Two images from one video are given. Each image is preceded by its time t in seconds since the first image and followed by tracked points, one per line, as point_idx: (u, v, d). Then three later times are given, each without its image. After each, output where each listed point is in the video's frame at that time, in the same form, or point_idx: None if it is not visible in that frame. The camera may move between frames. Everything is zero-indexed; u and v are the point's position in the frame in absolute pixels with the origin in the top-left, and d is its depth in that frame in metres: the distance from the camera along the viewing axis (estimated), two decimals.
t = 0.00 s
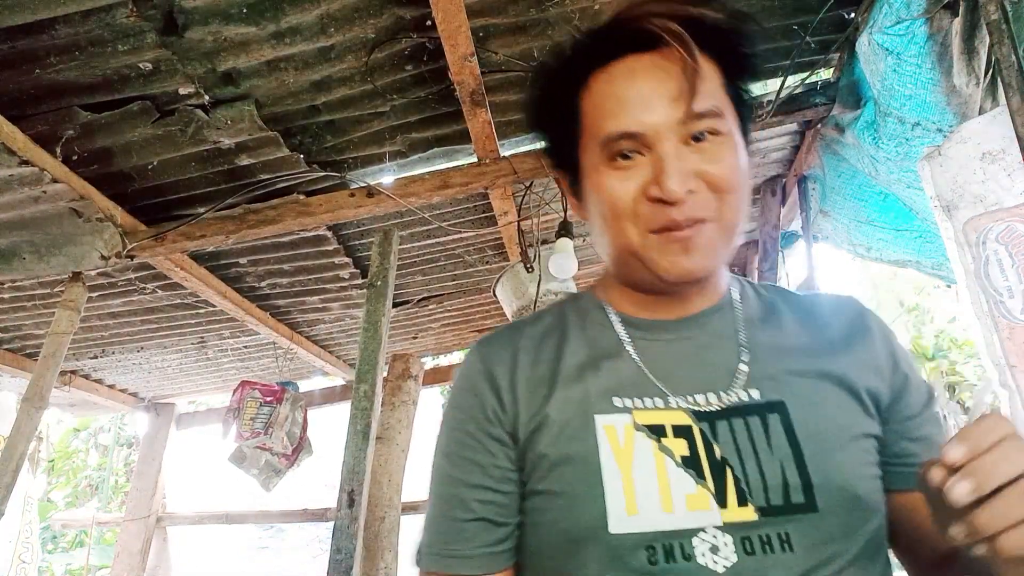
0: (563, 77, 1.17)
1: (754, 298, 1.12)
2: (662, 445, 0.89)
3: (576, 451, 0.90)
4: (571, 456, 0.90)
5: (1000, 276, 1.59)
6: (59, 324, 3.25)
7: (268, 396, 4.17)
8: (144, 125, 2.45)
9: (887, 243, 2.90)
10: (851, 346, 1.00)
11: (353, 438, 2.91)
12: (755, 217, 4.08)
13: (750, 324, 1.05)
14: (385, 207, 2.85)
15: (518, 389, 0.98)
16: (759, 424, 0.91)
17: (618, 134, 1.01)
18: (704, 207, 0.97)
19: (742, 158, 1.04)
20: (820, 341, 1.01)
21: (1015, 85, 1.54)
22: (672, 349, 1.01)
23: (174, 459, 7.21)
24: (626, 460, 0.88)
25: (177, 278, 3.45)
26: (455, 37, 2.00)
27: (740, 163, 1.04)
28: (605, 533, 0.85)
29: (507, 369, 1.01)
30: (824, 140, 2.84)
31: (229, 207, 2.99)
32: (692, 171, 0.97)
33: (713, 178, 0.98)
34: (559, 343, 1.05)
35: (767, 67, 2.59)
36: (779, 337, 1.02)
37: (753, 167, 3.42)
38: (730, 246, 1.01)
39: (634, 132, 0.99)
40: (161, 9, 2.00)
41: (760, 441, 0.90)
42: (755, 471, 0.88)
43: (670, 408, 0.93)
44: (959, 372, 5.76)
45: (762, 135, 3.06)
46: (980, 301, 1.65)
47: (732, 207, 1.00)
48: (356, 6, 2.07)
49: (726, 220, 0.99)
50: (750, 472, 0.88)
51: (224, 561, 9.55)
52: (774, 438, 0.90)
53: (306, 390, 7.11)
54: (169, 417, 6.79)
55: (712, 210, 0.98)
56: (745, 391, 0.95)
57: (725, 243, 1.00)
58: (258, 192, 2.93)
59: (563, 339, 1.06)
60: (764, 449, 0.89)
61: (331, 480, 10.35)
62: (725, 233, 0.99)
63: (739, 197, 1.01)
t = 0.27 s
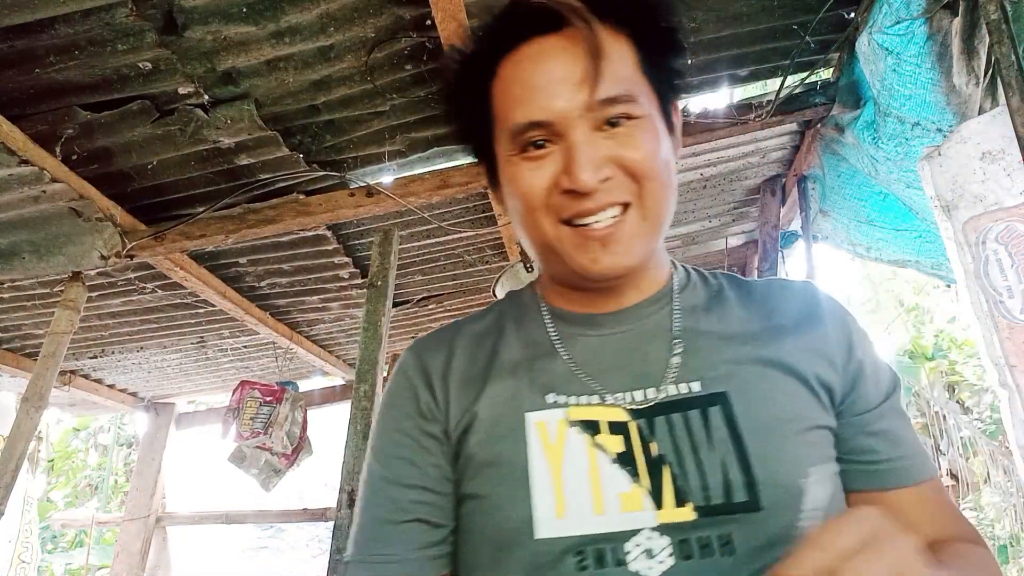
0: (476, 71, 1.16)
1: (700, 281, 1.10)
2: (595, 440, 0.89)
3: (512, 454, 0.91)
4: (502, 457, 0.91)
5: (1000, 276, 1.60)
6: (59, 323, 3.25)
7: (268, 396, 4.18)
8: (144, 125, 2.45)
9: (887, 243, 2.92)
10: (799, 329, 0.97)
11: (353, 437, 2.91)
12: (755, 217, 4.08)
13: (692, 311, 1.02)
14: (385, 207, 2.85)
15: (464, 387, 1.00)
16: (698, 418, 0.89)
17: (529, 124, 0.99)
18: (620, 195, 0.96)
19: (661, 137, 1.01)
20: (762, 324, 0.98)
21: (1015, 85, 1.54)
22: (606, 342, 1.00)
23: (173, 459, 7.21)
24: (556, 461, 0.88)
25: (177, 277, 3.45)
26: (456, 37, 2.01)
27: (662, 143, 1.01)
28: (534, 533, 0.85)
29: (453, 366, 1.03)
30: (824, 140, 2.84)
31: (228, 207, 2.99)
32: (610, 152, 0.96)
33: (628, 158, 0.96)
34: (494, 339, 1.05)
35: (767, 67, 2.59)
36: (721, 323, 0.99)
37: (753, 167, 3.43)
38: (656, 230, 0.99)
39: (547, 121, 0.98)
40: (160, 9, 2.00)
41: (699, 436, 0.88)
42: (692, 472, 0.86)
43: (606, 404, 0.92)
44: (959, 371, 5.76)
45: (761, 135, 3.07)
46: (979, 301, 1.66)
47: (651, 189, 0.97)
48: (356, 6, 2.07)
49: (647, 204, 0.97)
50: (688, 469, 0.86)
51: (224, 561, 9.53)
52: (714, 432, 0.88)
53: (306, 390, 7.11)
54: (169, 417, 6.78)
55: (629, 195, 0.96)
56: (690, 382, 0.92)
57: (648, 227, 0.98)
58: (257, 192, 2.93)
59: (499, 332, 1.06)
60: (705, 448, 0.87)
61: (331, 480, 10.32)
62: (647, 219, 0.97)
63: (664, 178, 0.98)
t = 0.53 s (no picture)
0: (465, 65, 1.19)
1: (719, 263, 1.01)
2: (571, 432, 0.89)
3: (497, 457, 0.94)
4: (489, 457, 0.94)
5: (1000, 276, 1.60)
6: (59, 324, 3.25)
7: (268, 396, 4.17)
8: (144, 125, 2.45)
9: (887, 243, 2.93)
10: (810, 308, 0.87)
11: (353, 438, 2.91)
12: (755, 217, 4.08)
13: (697, 294, 0.96)
14: (384, 207, 2.85)
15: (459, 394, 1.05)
16: (675, 406, 0.85)
17: (508, 126, 0.99)
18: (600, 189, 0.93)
19: (646, 118, 0.96)
20: (768, 305, 0.90)
21: (1015, 85, 1.54)
22: (601, 332, 0.97)
23: (173, 459, 7.20)
24: (530, 454, 0.89)
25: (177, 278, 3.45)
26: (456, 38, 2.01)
27: (651, 128, 0.96)
28: (499, 526, 0.88)
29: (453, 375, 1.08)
30: (824, 140, 2.84)
31: (228, 207, 2.99)
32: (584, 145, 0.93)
33: (601, 151, 0.92)
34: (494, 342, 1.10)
35: (766, 67, 2.59)
36: (723, 306, 0.93)
37: (753, 167, 3.43)
38: (647, 220, 0.94)
39: (520, 122, 0.97)
40: (160, 9, 2.00)
41: (675, 426, 0.84)
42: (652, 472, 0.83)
43: (589, 396, 0.91)
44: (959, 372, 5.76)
45: (762, 135, 3.07)
46: (979, 301, 1.66)
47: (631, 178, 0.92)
48: (356, 6, 2.07)
49: (631, 195, 0.92)
50: (659, 463, 0.83)
51: (224, 561, 9.53)
52: (691, 421, 0.84)
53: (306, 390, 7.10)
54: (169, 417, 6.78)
55: (608, 187, 0.93)
56: (673, 371, 0.88)
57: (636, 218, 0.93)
58: (257, 192, 2.94)
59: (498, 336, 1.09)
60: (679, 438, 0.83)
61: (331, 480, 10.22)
62: (635, 209, 0.93)
63: (647, 162, 0.93)
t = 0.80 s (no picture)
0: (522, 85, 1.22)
1: (800, 220, 0.85)
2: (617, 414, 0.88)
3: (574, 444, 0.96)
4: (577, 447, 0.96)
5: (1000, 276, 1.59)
6: (59, 323, 3.25)
7: (268, 396, 4.17)
8: (144, 125, 2.45)
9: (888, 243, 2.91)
10: (846, 277, 0.72)
11: (353, 438, 2.91)
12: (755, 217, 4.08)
13: (754, 264, 0.83)
14: (385, 207, 2.85)
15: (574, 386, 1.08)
16: (693, 390, 0.80)
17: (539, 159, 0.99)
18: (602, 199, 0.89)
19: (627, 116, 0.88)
20: (815, 274, 0.76)
21: (1016, 85, 1.54)
22: (664, 314, 0.92)
23: (173, 459, 7.20)
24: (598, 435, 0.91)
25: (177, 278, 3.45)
26: (455, 38, 2.01)
27: (635, 124, 0.87)
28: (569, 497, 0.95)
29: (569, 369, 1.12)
30: (824, 140, 2.85)
31: (228, 207, 2.99)
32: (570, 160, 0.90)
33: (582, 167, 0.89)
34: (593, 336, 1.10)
35: (767, 67, 2.59)
36: (771, 280, 0.80)
37: (752, 167, 3.43)
38: (661, 218, 0.86)
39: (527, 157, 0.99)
40: (160, 9, 2.01)
41: (692, 408, 0.79)
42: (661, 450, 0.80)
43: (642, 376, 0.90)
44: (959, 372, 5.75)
45: (762, 135, 3.07)
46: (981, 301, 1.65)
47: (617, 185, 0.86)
48: (355, 6, 2.07)
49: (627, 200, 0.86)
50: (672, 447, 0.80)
51: (224, 561, 9.53)
52: (705, 405, 0.78)
53: (306, 390, 7.10)
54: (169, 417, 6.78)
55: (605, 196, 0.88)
56: (699, 352, 0.83)
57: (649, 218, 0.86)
58: (257, 192, 2.94)
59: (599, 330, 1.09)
60: (689, 420, 0.79)
61: (331, 479, 10.03)
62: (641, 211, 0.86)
63: (629, 168, 0.85)
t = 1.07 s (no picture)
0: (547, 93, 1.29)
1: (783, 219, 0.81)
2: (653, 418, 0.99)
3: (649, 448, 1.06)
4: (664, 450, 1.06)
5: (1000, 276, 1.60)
6: (59, 323, 3.25)
7: (268, 396, 4.17)
8: (143, 125, 2.45)
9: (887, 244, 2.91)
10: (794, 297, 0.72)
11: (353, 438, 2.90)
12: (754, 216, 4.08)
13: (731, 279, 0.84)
14: (385, 207, 2.85)
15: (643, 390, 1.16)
16: (687, 399, 0.86)
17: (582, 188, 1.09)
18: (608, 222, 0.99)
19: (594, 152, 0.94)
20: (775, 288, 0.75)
21: (1015, 85, 1.54)
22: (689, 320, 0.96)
23: (173, 459, 7.20)
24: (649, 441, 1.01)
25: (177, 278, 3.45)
26: (455, 38, 2.01)
27: (607, 156, 0.93)
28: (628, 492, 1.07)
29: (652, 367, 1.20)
30: (824, 140, 2.84)
31: (228, 207, 2.99)
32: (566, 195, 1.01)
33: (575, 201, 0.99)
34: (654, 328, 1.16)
35: (766, 67, 2.59)
36: (740, 297, 0.80)
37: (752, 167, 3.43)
38: (653, 234, 0.93)
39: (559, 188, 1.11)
40: (160, 9, 2.00)
41: (685, 417, 0.85)
42: (659, 461, 0.89)
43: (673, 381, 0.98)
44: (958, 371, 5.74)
45: (761, 135, 3.07)
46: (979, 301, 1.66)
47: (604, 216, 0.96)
48: (356, 6, 2.07)
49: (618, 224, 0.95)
50: (669, 452, 0.87)
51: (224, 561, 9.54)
52: (690, 417, 0.84)
53: (306, 389, 7.11)
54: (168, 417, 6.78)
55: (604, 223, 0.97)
56: (694, 361, 0.89)
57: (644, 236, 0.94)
58: (257, 192, 2.93)
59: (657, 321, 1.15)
60: (684, 424, 0.85)
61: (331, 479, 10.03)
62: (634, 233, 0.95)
63: (609, 197, 0.93)
